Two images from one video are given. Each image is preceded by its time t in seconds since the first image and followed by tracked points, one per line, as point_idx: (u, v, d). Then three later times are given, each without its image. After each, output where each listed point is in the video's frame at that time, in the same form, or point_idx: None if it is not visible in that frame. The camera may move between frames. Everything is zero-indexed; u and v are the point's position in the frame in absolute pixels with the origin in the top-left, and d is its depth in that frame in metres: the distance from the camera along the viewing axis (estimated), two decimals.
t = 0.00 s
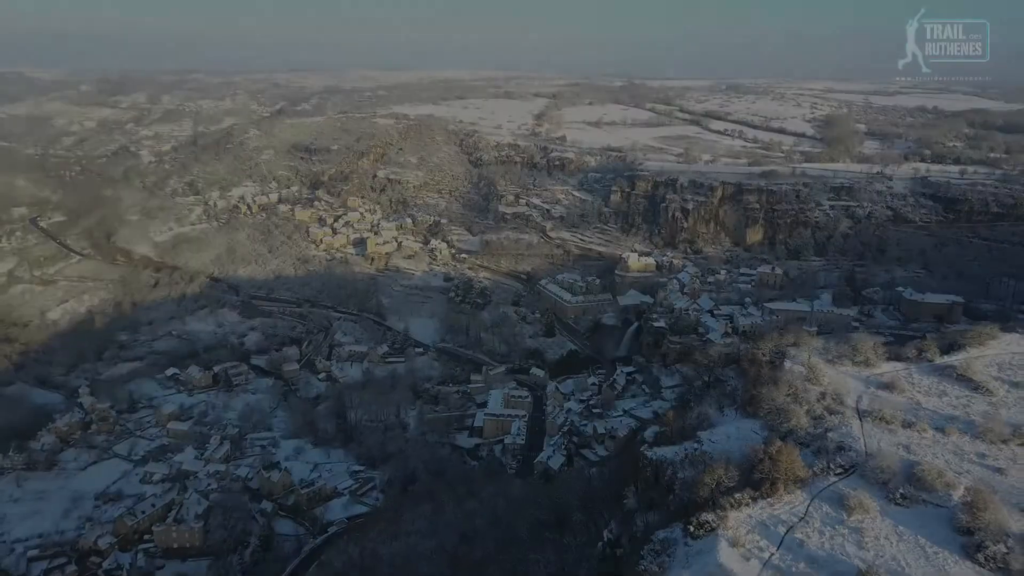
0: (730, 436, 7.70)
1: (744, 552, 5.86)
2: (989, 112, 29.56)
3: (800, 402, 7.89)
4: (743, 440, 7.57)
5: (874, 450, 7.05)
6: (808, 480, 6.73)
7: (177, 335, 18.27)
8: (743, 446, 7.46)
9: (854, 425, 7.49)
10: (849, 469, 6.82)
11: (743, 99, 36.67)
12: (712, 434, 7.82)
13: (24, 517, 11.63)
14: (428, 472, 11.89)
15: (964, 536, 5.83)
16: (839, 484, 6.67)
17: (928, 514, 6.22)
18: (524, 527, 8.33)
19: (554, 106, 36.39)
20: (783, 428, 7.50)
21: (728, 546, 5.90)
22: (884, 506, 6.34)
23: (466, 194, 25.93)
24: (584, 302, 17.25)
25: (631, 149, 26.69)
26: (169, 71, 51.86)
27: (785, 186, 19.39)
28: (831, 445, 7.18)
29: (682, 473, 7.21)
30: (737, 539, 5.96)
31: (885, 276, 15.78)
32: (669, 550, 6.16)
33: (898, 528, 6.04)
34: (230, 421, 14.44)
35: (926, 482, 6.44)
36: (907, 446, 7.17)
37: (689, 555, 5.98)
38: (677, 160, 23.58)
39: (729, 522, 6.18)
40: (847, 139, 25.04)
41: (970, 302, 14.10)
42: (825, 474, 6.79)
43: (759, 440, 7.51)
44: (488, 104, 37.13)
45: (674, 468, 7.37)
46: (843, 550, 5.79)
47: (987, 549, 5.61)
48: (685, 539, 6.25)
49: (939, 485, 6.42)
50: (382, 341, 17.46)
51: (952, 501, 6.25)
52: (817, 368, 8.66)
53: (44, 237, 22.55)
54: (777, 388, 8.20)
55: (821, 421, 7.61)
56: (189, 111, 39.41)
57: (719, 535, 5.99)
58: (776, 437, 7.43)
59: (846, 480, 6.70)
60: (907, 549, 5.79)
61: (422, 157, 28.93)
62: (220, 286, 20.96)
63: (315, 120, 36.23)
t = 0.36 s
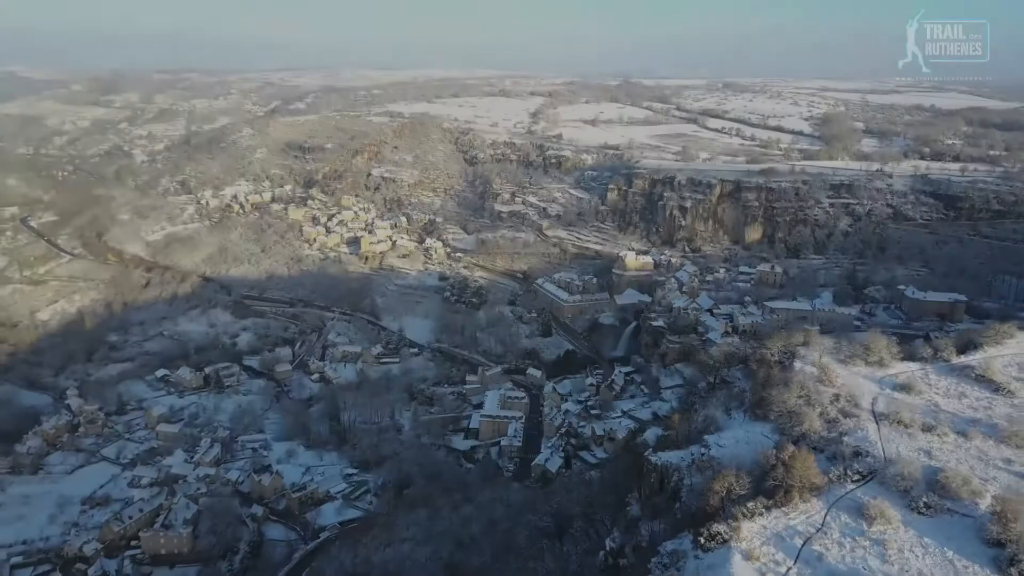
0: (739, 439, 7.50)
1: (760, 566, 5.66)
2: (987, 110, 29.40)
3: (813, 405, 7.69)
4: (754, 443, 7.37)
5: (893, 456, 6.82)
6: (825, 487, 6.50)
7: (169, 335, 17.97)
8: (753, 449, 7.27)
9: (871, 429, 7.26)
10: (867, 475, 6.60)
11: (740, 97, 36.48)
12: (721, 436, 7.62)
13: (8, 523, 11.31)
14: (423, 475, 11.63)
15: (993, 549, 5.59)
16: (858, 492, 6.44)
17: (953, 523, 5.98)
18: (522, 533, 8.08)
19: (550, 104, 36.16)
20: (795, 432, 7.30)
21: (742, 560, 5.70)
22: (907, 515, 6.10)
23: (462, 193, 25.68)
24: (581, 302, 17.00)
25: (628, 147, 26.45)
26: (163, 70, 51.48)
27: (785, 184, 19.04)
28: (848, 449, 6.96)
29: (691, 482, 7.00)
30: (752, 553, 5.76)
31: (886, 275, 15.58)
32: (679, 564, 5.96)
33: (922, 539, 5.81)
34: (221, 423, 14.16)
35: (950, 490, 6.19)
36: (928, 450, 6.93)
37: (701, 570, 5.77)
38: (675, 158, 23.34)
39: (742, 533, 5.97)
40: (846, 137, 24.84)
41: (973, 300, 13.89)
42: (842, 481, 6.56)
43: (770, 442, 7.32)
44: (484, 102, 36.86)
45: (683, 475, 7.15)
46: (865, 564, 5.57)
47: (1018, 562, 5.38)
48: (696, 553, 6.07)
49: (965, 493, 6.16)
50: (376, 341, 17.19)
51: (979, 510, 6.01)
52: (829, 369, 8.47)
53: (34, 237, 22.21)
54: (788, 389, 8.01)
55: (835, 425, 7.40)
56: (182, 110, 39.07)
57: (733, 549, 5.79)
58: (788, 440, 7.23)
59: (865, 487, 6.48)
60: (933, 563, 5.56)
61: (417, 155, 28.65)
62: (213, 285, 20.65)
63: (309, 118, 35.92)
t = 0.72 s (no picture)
0: (747, 448, 7.25)
1: None
2: (981, 108, 29.31)
3: (826, 407, 7.51)
4: (762, 450, 7.15)
5: (913, 462, 6.62)
6: (843, 496, 6.29)
7: (158, 335, 17.65)
8: (762, 457, 7.00)
9: (889, 433, 7.04)
10: (887, 483, 6.40)
11: (734, 95, 36.34)
12: (728, 444, 7.37)
13: None
14: (416, 477, 11.39)
15: None
16: (878, 501, 6.24)
17: (979, 534, 5.77)
18: (519, 539, 7.84)
19: (544, 102, 35.92)
20: (808, 437, 7.11)
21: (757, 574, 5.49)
22: (931, 526, 5.88)
23: (455, 191, 25.44)
24: (577, 300, 16.77)
25: (623, 145, 26.24)
26: (154, 69, 51.01)
27: (781, 181, 18.77)
28: (865, 456, 6.75)
29: (698, 488, 6.76)
30: (768, 567, 5.55)
31: (885, 273, 15.41)
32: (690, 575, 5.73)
33: (948, 553, 5.60)
34: (210, 425, 13.87)
35: (977, 500, 5.97)
36: (949, 455, 6.73)
37: None
38: (670, 155, 23.11)
39: (757, 546, 5.76)
40: (841, 134, 24.69)
41: (973, 298, 13.72)
42: (861, 489, 6.36)
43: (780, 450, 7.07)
44: (477, 100, 36.59)
45: (688, 482, 6.89)
46: None
47: None
48: (706, 565, 5.81)
49: (991, 503, 5.94)
50: (368, 341, 16.92)
51: (1007, 520, 5.78)
52: (840, 369, 8.24)
53: (21, 236, 21.83)
54: (800, 390, 7.86)
55: (850, 428, 7.21)
56: (173, 109, 38.67)
57: (747, 562, 5.57)
58: (801, 445, 7.04)
59: (887, 496, 6.27)
60: None
61: (409, 153, 28.35)
62: (202, 284, 20.33)
63: (301, 116, 35.57)
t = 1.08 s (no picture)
0: (758, 455, 7.02)
1: None
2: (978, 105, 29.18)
3: (842, 411, 7.32)
4: (775, 457, 6.93)
5: (938, 470, 6.37)
6: (865, 507, 6.02)
7: (147, 336, 17.34)
8: (774, 466, 6.78)
9: (911, 439, 6.82)
10: (911, 493, 6.14)
11: (730, 93, 36.16)
12: (738, 451, 7.14)
13: None
14: (409, 481, 11.12)
15: None
16: (903, 511, 5.96)
17: (1013, 548, 5.48)
18: (517, 545, 7.58)
19: (539, 99, 35.68)
20: (825, 441, 6.93)
21: None
22: (961, 539, 5.60)
23: (450, 189, 25.17)
24: (573, 299, 16.51)
25: (619, 142, 26.00)
26: (146, 68, 50.59)
27: (779, 178, 18.51)
28: (886, 462, 6.51)
29: (708, 497, 6.50)
30: None
31: (885, 271, 15.21)
32: None
33: (981, 567, 5.30)
34: (199, 428, 13.58)
35: (1008, 510, 5.71)
36: (975, 462, 6.49)
37: None
38: (667, 153, 22.87)
39: (775, 560, 5.46)
40: (838, 132, 24.52)
41: (975, 297, 13.51)
42: (884, 499, 6.10)
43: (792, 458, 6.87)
44: (472, 98, 36.30)
45: (696, 490, 6.62)
46: None
47: None
48: None
49: None
50: (361, 341, 16.64)
51: None
52: (856, 371, 8.08)
53: (10, 236, 21.47)
54: (813, 393, 7.65)
55: (869, 433, 7.00)
56: (166, 108, 38.29)
57: None
58: (818, 451, 6.85)
59: (911, 506, 6.00)
60: None
61: (403, 150, 28.04)
62: (193, 284, 20.02)
63: (294, 114, 35.22)
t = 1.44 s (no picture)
0: (773, 462, 6.93)
1: None
2: (974, 104, 29.05)
3: (861, 415, 7.18)
4: (790, 464, 6.82)
5: (967, 479, 6.21)
6: (890, 519, 5.85)
7: (137, 337, 17.01)
8: (789, 474, 6.66)
9: (937, 447, 6.67)
10: (940, 505, 5.98)
11: (726, 92, 35.97)
12: (751, 456, 7.08)
13: None
14: (403, 486, 10.87)
15: None
16: (932, 524, 5.79)
17: None
18: (515, 556, 7.33)
19: (533, 97, 35.40)
20: (842, 447, 6.81)
21: None
22: (996, 553, 5.40)
23: (443, 187, 24.90)
24: (570, 299, 16.25)
25: (615, 140, 25.76)
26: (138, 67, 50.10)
27: (777, 175, 18.32)
28: (911, 471, 6.37)
29: (719, 508, 6.42)
30: None
31: (885, 270, 15.01)
32: None
33: None
34: (188, 431, 13.27)
35: None
36: (1004, 470, 6.31)
37: None
38: (663, 151, 22.64)
39: None
40: (835, 129, 24.34)
41: (978, 295, 13.33)
42: (912, 511, 5.94)
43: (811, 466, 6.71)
44: (466, 96, 36.01)
45: (708, 502, 6.53)
46: None
47: None
48: None
49: None
50: (354, 342, 16.35)
51: None
52: (874, 373, 7.91)
53: None
54: (830, 396, 7.50)
55: (890, 438, 6.87)
56: (158, 107, 37.87)
57: None
58: (834, 457, 6.75)
59: (941, 519, 5.83)
60: None
61: (397, 149, 27.74)
62: (183, 284, 19.69)
63: (286, 113, 34.86)
